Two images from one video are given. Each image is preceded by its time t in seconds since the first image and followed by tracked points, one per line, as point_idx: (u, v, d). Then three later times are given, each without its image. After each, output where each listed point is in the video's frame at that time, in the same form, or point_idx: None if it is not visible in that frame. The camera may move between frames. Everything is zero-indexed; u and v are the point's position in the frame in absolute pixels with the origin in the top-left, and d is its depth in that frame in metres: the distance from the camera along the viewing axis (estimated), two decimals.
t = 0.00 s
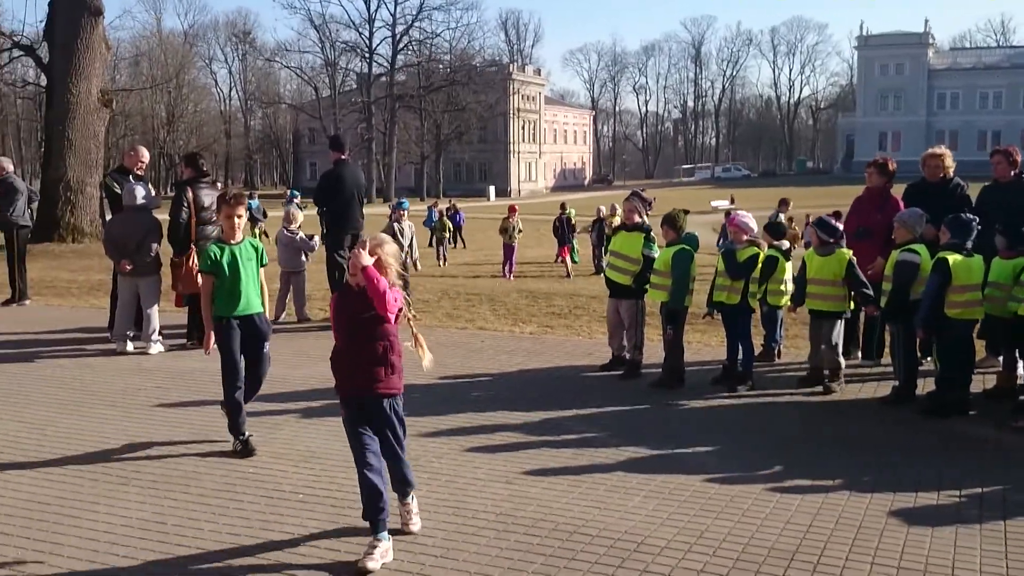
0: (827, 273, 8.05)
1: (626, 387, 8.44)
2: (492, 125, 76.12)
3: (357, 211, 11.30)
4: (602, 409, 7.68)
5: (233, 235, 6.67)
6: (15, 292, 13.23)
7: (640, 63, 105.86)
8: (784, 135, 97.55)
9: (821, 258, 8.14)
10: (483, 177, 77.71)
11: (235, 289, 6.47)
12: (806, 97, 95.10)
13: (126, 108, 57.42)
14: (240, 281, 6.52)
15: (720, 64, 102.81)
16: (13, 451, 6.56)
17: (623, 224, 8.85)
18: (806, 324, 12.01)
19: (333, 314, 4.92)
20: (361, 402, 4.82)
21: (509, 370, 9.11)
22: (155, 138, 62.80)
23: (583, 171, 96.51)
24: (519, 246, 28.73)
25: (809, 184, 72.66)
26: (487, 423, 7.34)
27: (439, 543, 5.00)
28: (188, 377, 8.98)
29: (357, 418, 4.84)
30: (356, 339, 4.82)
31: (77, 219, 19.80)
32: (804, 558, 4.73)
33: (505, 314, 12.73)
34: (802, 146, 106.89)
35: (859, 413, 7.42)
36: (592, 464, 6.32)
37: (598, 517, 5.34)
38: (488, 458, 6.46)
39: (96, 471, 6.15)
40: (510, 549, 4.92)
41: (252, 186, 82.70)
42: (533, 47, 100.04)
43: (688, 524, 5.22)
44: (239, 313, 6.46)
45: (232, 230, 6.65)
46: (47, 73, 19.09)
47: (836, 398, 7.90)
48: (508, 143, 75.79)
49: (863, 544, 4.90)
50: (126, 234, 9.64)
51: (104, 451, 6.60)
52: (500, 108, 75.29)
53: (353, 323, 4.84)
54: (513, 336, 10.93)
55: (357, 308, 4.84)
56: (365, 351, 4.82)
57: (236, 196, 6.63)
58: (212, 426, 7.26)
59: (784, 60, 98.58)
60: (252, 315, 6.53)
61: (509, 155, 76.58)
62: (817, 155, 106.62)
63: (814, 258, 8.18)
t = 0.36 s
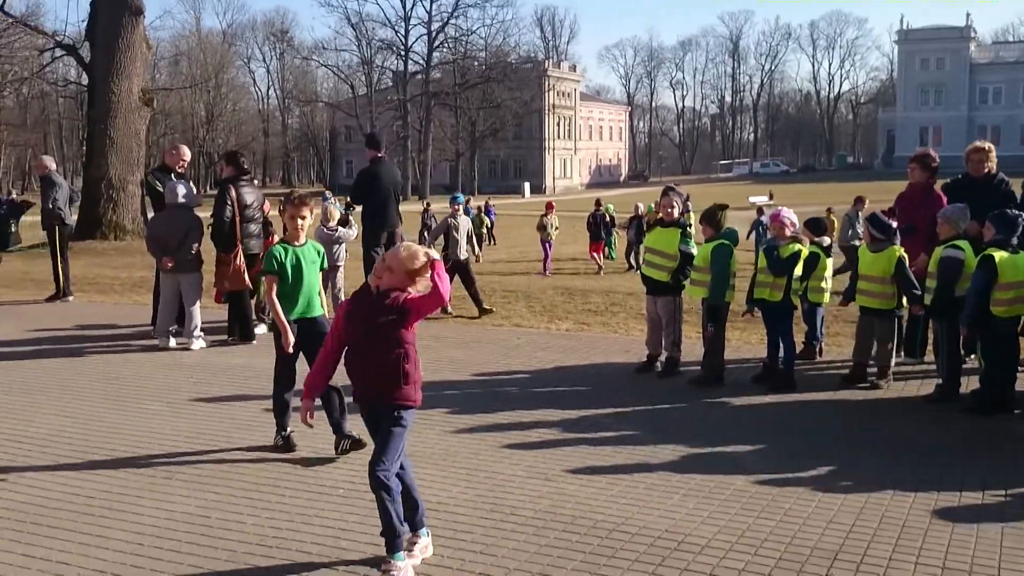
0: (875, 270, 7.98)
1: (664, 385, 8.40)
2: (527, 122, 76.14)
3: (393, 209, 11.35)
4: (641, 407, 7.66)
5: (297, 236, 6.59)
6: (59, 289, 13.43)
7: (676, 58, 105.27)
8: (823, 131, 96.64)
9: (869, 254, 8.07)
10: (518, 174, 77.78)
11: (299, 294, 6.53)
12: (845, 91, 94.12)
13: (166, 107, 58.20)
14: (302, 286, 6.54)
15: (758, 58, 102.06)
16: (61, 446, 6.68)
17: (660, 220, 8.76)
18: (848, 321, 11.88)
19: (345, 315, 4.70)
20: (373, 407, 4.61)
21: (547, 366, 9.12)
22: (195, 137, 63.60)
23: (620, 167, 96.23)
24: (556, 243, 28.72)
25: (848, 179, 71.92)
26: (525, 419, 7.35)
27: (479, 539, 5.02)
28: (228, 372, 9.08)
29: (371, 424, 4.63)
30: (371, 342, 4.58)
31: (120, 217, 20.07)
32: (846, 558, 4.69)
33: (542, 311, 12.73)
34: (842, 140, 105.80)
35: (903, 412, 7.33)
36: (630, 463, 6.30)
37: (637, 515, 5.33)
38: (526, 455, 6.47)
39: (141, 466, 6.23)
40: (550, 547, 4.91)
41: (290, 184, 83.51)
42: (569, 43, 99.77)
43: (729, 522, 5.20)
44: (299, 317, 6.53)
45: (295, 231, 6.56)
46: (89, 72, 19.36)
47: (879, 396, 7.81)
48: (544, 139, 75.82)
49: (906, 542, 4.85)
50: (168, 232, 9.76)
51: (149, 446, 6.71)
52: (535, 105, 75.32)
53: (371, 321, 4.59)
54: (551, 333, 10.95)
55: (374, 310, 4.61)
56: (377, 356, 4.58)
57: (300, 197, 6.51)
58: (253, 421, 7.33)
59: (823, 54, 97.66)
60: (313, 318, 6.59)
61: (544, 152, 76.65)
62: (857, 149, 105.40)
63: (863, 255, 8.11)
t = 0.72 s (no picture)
0: (969, 265, 7.80)
1: (743, 383, 8.27)
2: (601, 116, 75.64)
3: (468, 206, 11.40)
4: (720, 405, 7.56)
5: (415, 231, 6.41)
6: (147, 283, 13.84)
7: (754, 50, 103.61)
8: (907, 122, 94.03)
9: (963, 248, 7.88)
10: (592, 169, 77.48)
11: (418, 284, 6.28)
12: (930, 81, 91.40)
13: (246, 106, 59.50)
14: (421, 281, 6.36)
15: (839, 49, 99.76)
16: (151, 436, 6.88)
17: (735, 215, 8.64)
18: (936, 319, 11.54)
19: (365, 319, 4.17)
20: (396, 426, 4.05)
21: (623, 363, 9.06)
22: (274, 135, 64.82)
23: (696, 161, 95.14)
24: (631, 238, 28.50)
25: (934, 172, 69.83)
26: (602, 416, 7.32)
27: (558, 535, 5.03)
28: (308, 366, 9.25)
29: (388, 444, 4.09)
30: (393, 351, 4.03)
31: (204, 214, 20.61)
32: (934, 562, 4.56)
33: (617, 307, 12.66)
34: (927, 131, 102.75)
35: (992, 413, 7.10)
36: (709, 461, 6.24)
37: (717, 515, 5.27)
38: (603, 452, 6.46)
39: (228, 455, 6.38)
40: (628, 545, 4.89)
41: (366, 180, 84.61)
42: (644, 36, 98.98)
43: (811, 523, 5.11)
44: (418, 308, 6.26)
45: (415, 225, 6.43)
46: (174, 73, 19.92)
47: (967, 397, 7.57)
48: (618, 134, 75.42)
49: (997, 547, 4.70)
50: (251, 228, 9.98)
51: (235, 437, 6.87)
52: (610, 99, 74.91)
53: (391, 327, 4.06)
54: (627, 329, 10.88)
55: (395, 315, 4.08)
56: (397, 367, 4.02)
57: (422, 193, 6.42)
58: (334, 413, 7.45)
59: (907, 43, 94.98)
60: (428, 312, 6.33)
61: (618, 146, 76.25)
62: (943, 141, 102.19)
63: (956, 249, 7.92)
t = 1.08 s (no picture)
0: None
1: (809, 384, 8.12)
2: (662, 112, 75.10)
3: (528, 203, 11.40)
4: (785, 406, 7.46)
5: (508, 232, 6.04)
6: (213, 277, 14.12)
7: (819, 45, 101.94)
8: (978, 119, 91.60)
9: None
10: (652, 166, 76.99)
11: (514, 286, 5.95)
12: (1002, 78, 88.94)
13: (309, 103, 60.37)
14: (519, 282, 5.97)
15: (908, 44, 97.59)
16: (218, 427, 7.01)
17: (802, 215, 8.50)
18: (1007, 321, 11.22)
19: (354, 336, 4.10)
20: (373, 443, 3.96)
21: (685, 362, 8.99)
22: (336, 131, 65.60)
23: (759, 158, 93.91)
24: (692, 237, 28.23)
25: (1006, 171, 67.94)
26: (663, 415, 7.26)
27: (620, 534, 5.01)
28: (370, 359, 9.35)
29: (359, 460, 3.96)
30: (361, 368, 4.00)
31: (268, 209, 20.95)
32: (1006, 569, 4.44)
33: (679, 305, 12.54)
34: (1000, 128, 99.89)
35: None
36: (774, 463, 6.16)
37: (782, 517, 5.21)
38: (665, 451, 6.40)
39: (293, 447, 6.50)
40: (691, 545, 4.86)
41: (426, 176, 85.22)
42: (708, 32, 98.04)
43: (880, 528, 5.00)
44: (514, 314, 5.92)
45: (508, 225, 6.06)
46: (242, 71, 20.26)
47: None
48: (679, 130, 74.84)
49: None
50: (315, 225, 10.14)
51: (299, 429, 6.97)
52: (671, 95, 74.34)
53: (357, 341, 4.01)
54: (688, 327, 10.78)
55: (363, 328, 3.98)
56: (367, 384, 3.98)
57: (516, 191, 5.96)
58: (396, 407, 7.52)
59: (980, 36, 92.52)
60: (522, 315, 5.99)
61: (679, 142, 75.67)
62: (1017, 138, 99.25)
63: None
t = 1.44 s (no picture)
0: None
1: (863, 387, 7.98)
2: (712, 110, 74.41)
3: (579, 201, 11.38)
4: (840, 410, 7.33)
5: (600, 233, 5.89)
6: (266, 274, 14.31)
7: (873, 42, 100.32)
8: None
9: None
10: (702, 164, 76.34)
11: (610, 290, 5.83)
12: None
13: (359, 102, 60.87)
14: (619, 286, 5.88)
15: (967, 40, 95.51)
16: (272, 423, 7.09)
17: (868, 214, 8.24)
18: None
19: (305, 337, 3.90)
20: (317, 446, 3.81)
21: (738, 364, 8.89)
22: (385, 130, 66.03)
23: (811, 156, 92.63)
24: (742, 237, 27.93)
25: None
26: (715, 417, 7.19)
27: (673, 537, 4.96)
28: (419, 358, 9.38)
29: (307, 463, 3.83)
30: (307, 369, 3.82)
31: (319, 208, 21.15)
32: None
33: (731, 305, 12.43)
34: None
35: None
36: (829, 467, 6.06)
37: (838, 522, 5.11)
38: (719, 454, 6.33)
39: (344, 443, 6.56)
40: (747, 549, 4.79)
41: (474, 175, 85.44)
42: (759, 29, 96.90)
43: (939, 534, 4.89)
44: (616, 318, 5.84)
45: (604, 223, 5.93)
46: (294, 71, 20.49)
47: None
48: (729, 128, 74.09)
49: None
50: (366, 223, 10.20)
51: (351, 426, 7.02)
52: (721, 92, 73.59)
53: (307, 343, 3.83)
54: (740, 328, 10.66)
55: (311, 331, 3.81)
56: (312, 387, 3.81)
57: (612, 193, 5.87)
58: (447, 406, 7.54)
59: None
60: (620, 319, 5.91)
61: (729, 140, 74.92)
62: None
63: None
